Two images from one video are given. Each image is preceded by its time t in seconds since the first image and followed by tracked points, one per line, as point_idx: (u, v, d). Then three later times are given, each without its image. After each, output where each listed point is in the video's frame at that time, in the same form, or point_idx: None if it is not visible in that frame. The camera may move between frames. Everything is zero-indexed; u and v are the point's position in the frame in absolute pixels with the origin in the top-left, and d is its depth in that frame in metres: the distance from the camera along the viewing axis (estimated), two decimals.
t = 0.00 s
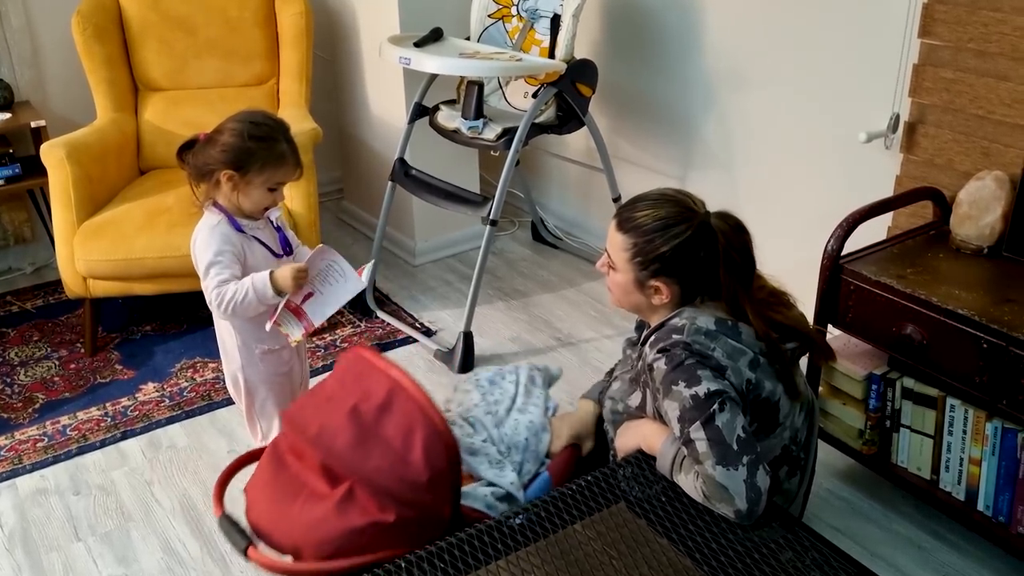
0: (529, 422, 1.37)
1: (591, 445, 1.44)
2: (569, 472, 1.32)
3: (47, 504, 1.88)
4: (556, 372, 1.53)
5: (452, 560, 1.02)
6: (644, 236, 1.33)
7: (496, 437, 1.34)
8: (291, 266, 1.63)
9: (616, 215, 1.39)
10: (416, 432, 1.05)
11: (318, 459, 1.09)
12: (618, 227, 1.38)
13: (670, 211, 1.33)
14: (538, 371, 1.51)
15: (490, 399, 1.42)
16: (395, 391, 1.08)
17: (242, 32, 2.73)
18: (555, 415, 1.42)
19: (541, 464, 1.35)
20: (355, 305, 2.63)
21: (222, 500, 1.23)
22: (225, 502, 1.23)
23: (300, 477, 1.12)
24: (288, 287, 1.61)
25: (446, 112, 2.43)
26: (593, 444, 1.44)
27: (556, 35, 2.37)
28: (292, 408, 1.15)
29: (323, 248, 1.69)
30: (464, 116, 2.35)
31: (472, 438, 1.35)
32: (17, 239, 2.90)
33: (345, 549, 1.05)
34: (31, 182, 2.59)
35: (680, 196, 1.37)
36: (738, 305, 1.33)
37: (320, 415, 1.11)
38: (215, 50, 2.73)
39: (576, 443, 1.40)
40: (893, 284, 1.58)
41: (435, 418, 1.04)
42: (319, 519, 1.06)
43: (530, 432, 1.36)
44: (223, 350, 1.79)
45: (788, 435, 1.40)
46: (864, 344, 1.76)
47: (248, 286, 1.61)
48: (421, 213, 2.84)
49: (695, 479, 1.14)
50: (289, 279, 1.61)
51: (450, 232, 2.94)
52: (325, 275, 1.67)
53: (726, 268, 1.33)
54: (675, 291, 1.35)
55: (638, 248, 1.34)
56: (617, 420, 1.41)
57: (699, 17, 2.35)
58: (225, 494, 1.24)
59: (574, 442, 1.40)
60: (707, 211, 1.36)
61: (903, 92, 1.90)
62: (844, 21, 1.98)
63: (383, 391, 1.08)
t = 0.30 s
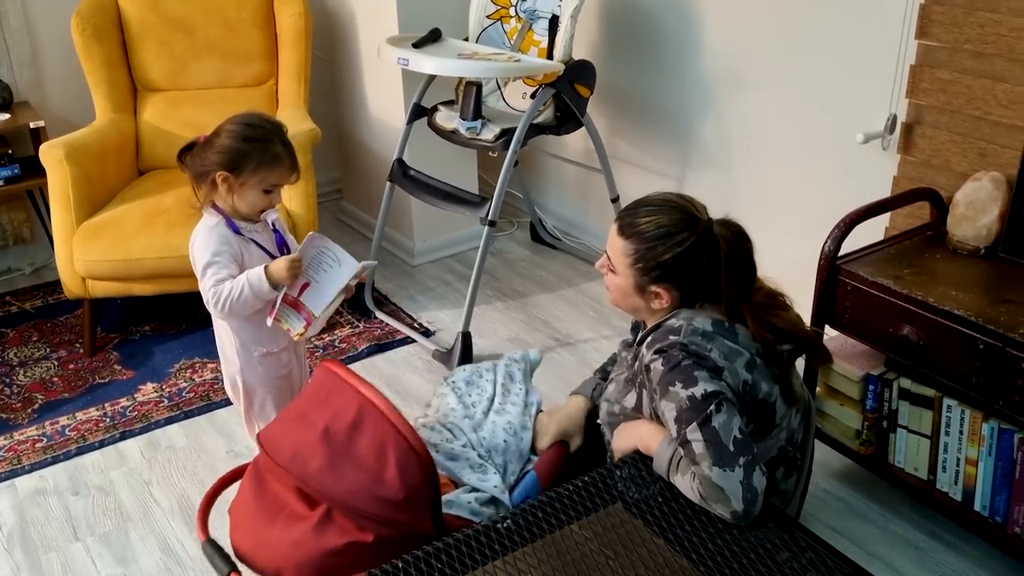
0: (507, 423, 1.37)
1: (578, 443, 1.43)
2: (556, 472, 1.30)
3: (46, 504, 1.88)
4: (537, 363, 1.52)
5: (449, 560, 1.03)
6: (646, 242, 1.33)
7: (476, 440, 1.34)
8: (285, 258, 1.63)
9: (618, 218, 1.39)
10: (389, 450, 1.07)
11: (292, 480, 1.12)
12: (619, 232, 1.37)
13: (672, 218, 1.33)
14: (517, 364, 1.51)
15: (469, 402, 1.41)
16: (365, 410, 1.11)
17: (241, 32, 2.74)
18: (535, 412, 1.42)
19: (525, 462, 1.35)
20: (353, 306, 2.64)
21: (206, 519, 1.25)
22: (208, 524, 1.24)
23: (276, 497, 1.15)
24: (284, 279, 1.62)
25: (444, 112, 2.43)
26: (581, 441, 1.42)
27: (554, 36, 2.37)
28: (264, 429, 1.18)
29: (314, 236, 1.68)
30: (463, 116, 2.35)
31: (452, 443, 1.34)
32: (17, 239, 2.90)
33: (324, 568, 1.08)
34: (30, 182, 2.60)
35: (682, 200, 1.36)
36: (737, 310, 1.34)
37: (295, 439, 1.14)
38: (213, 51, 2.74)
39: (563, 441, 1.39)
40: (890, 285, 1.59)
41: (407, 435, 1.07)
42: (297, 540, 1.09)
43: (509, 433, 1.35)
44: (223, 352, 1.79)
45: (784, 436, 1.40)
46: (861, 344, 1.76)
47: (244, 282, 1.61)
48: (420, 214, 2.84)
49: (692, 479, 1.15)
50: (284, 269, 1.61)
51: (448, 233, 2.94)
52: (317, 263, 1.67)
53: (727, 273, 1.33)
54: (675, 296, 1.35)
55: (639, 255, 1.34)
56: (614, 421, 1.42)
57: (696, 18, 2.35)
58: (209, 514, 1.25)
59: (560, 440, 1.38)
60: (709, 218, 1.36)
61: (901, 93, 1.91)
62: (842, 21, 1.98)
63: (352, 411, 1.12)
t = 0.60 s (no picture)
0: (542, 424, 1.46)
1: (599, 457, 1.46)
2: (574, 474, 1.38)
3: (45, 504, 1.89)
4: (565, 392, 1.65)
5: (446, 559, 1.03)
6: (644, 244, 1.33)
7: (511, 433, 1.45)
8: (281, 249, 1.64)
9: (616, 219, 1.39)
10: (447, 403, 1.19)
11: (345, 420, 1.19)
12: (618, 232, 1.38)
13: (670, 219, 1.33)
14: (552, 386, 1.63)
15: (508, 403, 1.54)
16: (428, 365, 1.23)
17: (241, 32, 2.74)
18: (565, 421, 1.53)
19: (548, 466, 1.43)
20: (352, 306, 2.64)
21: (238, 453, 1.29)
22: (240, 456, 1.28)
23: (321, 438, 1.21)
24: (279, 269, 1.62)
25: (443, 112, 2.44)
26: (595, 453, 1.44)
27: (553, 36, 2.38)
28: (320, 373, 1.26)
29: (304, 225, 1.64)
30: (461, 116, 2.35)
31: (488, 433, 1.46)
32: (16, 239, 2.91)
33: (361, 507, 1.13)
34: (29, 182, 2.60)
35: (681, 202, 1.37)
36: (734, 312, 1.33)
37: (353, 379, 1.23)
38: (213, 51, 2.74)
39: (583, 451, 1.45)
40: (886, 284, 1.59)
41: (465, 393, 1.19)
42: (340, 475, 1.15)
43: (542, 433, 1.45)
44: (219, 354, 1.80)
45: (781, 435, 1.41)
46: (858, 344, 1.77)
47: (240, 279, 1.62)
48: (419, 214, 2.84)
49: (688, 478, 1.16)
50: (278, 260, 1.62)
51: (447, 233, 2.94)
52: (311, 253, 1.64)
53: (725, 274, 1.33)
54: (672, 297, 1.36)
55: (636, 256, 1.34)
56: (611, 421, 1.42)
57: (694, 18, 2.36)
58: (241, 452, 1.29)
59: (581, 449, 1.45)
60: (707, 219, 1.36)
61: (898, 93, 1.91)
62: (840, 21, 1.98)
63: (416, 364, 1.23)
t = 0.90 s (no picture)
0: (515, 421, 1.36)
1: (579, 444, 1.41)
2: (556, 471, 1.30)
3: (45, 502, 1.89)
4: (545, 367, 1.52)
5: (445, 556, 1.03)
6: (643, 242, 1.34)
7: (482, 437, 1.34)
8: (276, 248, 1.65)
9: (616, 217, 1.39)
10: (395, 439, 1.07)
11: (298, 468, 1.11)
12: (618, 230, 1.38)
13: (670, 218, 1.33)
14: (526, 365, 1.50)
15: (477, 398, 1.41)
16: (374, 399, 1.11)
17: (241, 31, 2.74)
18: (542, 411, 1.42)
19: (529, 461, 1.35)
20: (352, 305, 2.64)
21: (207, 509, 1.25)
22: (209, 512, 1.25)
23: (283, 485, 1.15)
24: (274, 267, 1.63)
25: (443, 112, 2.44)
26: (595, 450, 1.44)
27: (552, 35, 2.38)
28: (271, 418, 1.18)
29: (300, 223, 1.68)
30: (461, 115, 2.35)
31: (459, 438, 1.36)
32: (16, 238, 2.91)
33: (329, 556, 1.08)
34: (30, 181, 2.60)
35: (681, 200, 1.37)
36: (734, 311, 1.33)
37: (299, 422, 1.14)
38: (213, 50, 2.74)
39: (565, 439, 1.38)
40: (885, 283, 1.59)
41: (414, 425, 1.07)
42: (301, 527, 1.09)
43: (515, 431, 1.35)
44: (218, 351, 1.80)
45: (780, 433, 1.41)
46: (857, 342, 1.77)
47: (238, 278, 1.62)
48: (419, 212, 2.84)
49: (688, 475, 1.17)
50: (275, 258, 1.63)
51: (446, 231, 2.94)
52: (307, 250, 1.67)
53: (725, 274, 1.32)
54: (671, 295, 1.36)
55: (636, 254, 1.34)
56: (611, 419, 1.42)
57: (694, 18, 2.36)
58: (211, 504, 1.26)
59: (563, 437, 1.37)
60: (707, 218, 1.36)
61: (897, 92, 1.91)
62: (839, 20, 1.99)
63: (361, 398, 1.11)
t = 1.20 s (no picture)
0: (511, 422, 1.49)
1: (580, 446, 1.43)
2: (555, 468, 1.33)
3: (45, 501, 1.89)
4: (537, 368, 1.68)
5: (444, 555, 1.04)
6: (642, 243, 1.34)
7: (480, 436, 1.48)
8: (276, 250, 1.66)
9: (614, 218, 1.39)
10: (400, 436, 1.10)
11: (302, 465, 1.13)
12: (616, 231, 1.38)
13: (668, 219, 1.34)
14: (520, 367, 1.68)
15: (473, 400, 1.58)
16: (377, 396, 1.13)
17: (240, 31, 2.75)
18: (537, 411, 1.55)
19: (528, 460, 1.47)
20: (352, 305, 2.64)
21: (208, 505, 1.28)
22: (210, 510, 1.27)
23: (287, 485, 1.18)
24: (272, 270, 1.64)
25: (442, 112, 2.44)
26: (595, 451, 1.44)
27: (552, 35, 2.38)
28: (274, 417, 1.20)
29: (301, 225, 1.67)
30: (461, 115, 2.35)
31: (458, 438, 1.50)
32: (16, 238, 2.92)
33: (332, 552, 1.10)
34: (29, 181, 2.60)
35: (679, 201, 1.37)
36: (733, 310, 1.33)
37: (302, 420, 1.16)
38: (213, 50, 2.74)
39: (566, 439, 1.42)
40: (884, 282, 1.59)
41: (418, 422, 1.10)
42: (306, 523, 1.12)
43: (512, 431, 1.48)
44: (217, 351, 1.81)
45: (779, 432, 1.41)
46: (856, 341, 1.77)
47: (236, 279, 1.63)
48: (419, 212, 2.85)
49: (688, 475, 1.16)
50: (275, 261, 1.64)
51: (446, 231, 2.94)
52: (305, 253, 1.67)
53: (723, 274, 1.33)
54: (670, 296, 1.36)
55: (634, 255, 1.34)
56: (610, 418, 1.42)
57: (693, 18, 2.36)
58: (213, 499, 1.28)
59: (564, 436, 1.43)
60: (705, 219, 1.36)
61: (896, 92, 1.91)
62: (838, 20, 1.99)
63: (364, 396, 1.14)
